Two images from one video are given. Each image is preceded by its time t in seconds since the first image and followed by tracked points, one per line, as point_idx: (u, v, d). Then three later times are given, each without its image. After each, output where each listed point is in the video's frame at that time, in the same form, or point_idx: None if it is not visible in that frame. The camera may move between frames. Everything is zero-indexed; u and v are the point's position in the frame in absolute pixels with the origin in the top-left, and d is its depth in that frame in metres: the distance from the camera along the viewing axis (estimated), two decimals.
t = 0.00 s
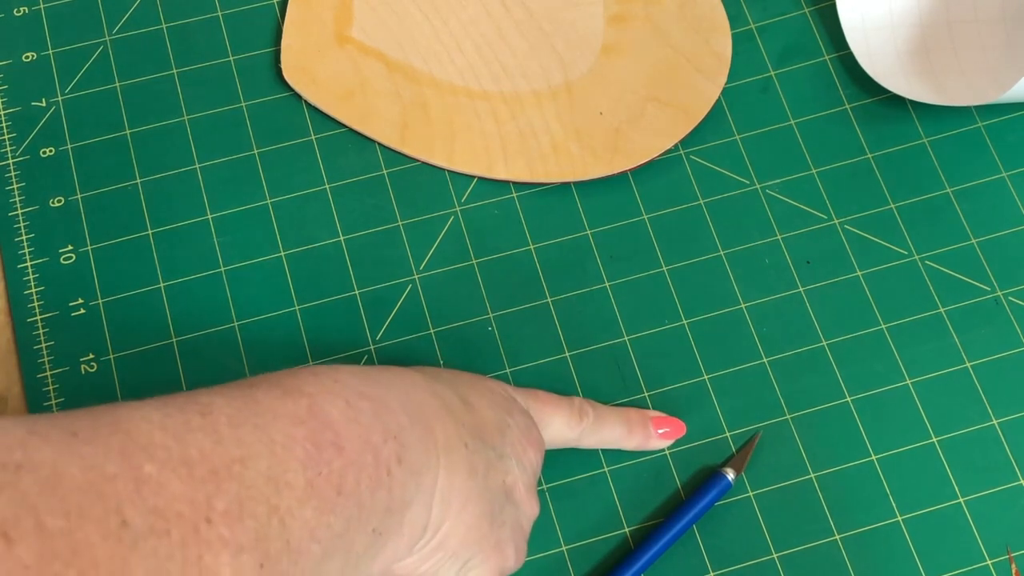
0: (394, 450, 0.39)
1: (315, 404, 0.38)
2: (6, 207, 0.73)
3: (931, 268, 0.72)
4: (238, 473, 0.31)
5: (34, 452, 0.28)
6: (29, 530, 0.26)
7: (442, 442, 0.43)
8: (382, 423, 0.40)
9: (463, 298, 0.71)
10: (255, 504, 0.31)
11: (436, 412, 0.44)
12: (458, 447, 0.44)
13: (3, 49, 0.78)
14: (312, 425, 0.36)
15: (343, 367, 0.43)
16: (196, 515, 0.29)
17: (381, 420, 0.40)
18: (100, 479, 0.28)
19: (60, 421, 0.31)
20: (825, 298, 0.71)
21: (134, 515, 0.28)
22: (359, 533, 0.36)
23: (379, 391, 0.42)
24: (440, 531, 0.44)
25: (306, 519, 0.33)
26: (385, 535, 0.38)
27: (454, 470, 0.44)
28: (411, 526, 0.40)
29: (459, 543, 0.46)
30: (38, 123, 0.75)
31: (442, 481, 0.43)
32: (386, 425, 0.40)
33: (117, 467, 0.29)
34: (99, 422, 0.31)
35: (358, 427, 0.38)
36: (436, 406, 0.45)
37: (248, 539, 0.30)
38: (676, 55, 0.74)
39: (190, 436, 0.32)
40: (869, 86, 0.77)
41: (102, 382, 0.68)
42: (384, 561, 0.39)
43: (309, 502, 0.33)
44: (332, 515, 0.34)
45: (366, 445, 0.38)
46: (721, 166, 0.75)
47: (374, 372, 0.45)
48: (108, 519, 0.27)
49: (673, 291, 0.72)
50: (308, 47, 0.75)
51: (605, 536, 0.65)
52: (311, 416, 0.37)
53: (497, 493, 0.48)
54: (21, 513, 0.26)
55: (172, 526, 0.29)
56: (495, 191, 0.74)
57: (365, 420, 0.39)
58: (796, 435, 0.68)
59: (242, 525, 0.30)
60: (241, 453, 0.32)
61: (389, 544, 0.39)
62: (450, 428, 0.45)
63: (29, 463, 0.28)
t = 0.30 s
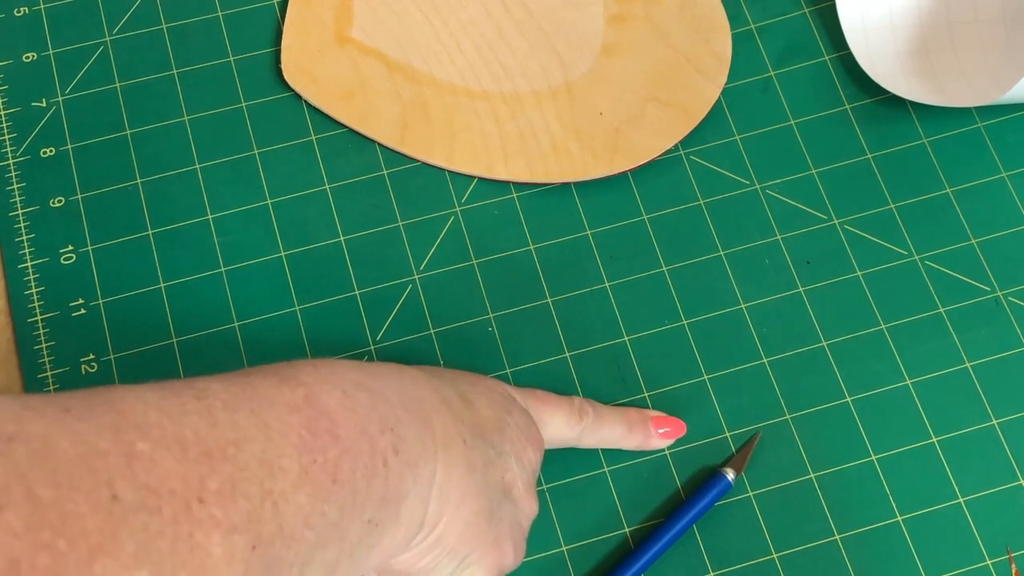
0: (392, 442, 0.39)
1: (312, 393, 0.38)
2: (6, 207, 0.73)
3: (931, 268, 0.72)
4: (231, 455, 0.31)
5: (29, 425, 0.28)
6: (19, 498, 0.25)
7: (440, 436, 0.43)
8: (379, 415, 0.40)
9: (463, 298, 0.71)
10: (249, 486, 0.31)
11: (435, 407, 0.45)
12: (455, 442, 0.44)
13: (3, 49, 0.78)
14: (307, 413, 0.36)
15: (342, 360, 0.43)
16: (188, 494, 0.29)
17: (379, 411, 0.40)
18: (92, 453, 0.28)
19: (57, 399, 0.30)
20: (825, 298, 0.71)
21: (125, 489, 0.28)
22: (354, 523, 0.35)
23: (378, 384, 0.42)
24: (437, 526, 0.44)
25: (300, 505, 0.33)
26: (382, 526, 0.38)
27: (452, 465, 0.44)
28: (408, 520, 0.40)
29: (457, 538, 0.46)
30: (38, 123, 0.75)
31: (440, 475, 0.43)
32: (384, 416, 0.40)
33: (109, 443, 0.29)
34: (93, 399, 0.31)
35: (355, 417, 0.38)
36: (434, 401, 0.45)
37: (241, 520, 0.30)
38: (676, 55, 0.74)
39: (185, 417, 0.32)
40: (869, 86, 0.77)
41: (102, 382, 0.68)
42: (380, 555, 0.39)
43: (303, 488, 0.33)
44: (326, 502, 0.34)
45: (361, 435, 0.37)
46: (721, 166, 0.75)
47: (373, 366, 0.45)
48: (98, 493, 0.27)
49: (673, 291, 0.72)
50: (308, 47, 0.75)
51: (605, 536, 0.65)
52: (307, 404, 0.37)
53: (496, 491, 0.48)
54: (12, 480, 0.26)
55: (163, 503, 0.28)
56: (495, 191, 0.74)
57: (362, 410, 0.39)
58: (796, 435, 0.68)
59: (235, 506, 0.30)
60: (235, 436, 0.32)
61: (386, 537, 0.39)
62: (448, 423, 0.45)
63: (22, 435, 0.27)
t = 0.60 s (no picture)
0: (384, 434, 0.39)
1: (304, 380, 0.37)
2: (6, 207, 0.73)
3: (931, 268, 0.72)
4: (214, 431, 0.31)
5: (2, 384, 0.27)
6: None
7: (435, 434, 0.43)
8: (372, 406, 0.39)
9: (463, 298, 0.71)
10: (231, 462, 0.31)
11: (431, 404, 0.44)
12: (451, 439, 0.44)
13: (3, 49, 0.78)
14: (298, 397, 0.36)
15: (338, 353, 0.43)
16: (167, 464, 0.29)
17: (373, 402, 0.39)
18: (70, 418, 0.27)
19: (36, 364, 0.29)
20: (825, 298, 0.71)
21: (100, 454, 0.27)
22: (342, 510, 0.35)
23: (373, 376, 0.42)
24: (429, 521, 0.44)
25: (284, 485, 0.32)
26: (373, 515, 0.37)
27: (446, 461, 0.43)
28: (399, 513, 0.40)
29: (449, 539, 0.46)
30: (38, 123, 0.75)
31: (434, 470, 0.42)
32: (377, 407, 0.39)
33: (89, 408, 0.28)
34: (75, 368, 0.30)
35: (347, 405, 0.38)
36: (430, 397, 0.45)
37: (221, 494, 0.30)
38: (676, 55, 0.74)
39: (168, 392, 0.31)
40: (868, 86, 0.77)
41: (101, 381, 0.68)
42: (368, 546, 0.39)
43: (289, 469, 0.33)
44: (314, 485, 0.34)
45: (352, 423, 0.37)
46: (721, 166, 0.75)
47: (369, 361, 0.44)
48: (72, 455, 0.26)
49: (673, 291, 0.72)
50: (308, 47, 0.75)
51: (605, 536, 0.65)
52: (298, 390, 0.36)
53: (491, 492, 0.48)
54: None
55: (140, 471, 0.28)
56: (495, 191, 0.74)
57: (354, 400, 0.38)
58: (796, 435, 0.68)
59: (216, 480, 0.30)
60: (219, 412, 0.32)
61: (376, 529, 0.38)
62: (443, 419, 0.44)
63: None
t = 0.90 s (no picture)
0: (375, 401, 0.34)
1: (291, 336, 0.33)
2: (6, 207, 0.73)
3: (931, 268, 0.72)
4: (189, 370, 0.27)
5: None
6: None
7: (431, 411, 0.39)
8: (363, 370, 0.35)
9: (463, 298, 0.71)
10: (204, 404, 0.27)
11: (427, 382, 0.41)
12: (449, 419, 0.41)
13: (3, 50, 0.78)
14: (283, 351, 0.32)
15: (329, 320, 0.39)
16: (132, 395, 0.26)
17: (364, 368, 0.35)
18: (37, 341, 0.24)
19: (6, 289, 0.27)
20: (825, 298, 0.71)
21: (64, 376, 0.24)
22: (324, 470, 0.31)
23: (366, 343, 0.37)
24: (423, 498, 0.41)
25: (258, 437, 0.29)
26: (361, 482, 0.33)
27: (441, 438, 0.40)
28: (390, 485, 0.36)
29: (442, 521, 0.45)
30: (38, 123, 0.75)
31: (429, 447, 0.39)
32: (369, 374, 0.35)
33: (60, 332, 0.25)
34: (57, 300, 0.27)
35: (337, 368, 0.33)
36: (427, 372, 0.41)
37: (189, 432, 0.26)
38: (676, 55, 0.74)
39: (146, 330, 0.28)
40: (868, 86, 0.77)
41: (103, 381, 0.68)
42: (356, 518, 0.35)
43: (265, 420, 0.29)
44: (291, 441, 0.30)
45: (339, 386, 0.33)
46: (721, 166, 0.75)
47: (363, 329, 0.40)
48: (32, 373, 0.24)
49: (673, 291, 0.72)
50: (308, 47, 0.75)
51: (605, 536, 0.65)
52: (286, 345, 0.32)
53: (485, 477, 0.46)
54: None
55: (104, 399, 0.25)
56: (495, 192, 0.74)
57: (344, 364, 0.34)
58: (796, 435, 0.68)
59: (184, 420, 0.26)
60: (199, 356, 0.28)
61: (363, 499, 0.34)
62: (439, 397, 0.41)
63: None
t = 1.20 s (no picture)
0: (370, 363, 0.34)
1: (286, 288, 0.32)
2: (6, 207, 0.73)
3: (931, 268, 0.72)
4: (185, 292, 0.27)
5: None
6: None
7: (427, 388, 0.39)
8: (360, 332, 0.34)
9: (462, 298, 0.71)
10: (198, 326, 0.27)
11: (424, 361, 0.40)
12: (444, 399, 0.40)
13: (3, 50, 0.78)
14: (279, 298, 0.31)
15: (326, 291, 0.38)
16: (127, 302, 0.25)
17: (361, 331, 0.34)
18: (37, 233, 0.24)
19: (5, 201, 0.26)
20: (825, 298, 0.71)
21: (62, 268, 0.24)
22: (318, 419, 0.31)
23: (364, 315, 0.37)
24: (417, 477, 0.40)
25: (252, 371, 0.28)
26: (354, 444, 0.33)
27: (436, 416, 0.39)
28: (384, 454, 0.35)
29: (435, 503, 0.43)
30: (38, 123, 0.75)
31: (426, 424, 0.38)
32: (366, 337, 0.34)
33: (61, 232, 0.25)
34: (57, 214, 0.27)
35: (333, 324, 0.33)
36: (421, 353, 0.41)
37: (183, 345, 0.26)
38: (676, 55, 0.74)
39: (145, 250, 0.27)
40: (868, 87, 0.77)
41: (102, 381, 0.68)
42: (348, 485, 0.35)
43: (261, 356, 0.28)
44: (286, 382, 0.29)
45: (335, 341, 0.32)
46: (720, 166, 0.75)
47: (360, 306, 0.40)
48: (30, 257, 0.23)
49: (673, 291, 0.72)
50: (308, 47, 0.75)
51: (605, 536, 0.65)
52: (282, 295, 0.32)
53: (479, 463, 0.46)
54: None
55: (98, 299, 0.24)
56: (495, 192, 0.74)
57: (340, 323, 0.33)
58: (796, 435, 0.68)
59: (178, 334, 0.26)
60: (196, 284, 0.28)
61: (355, 461, 0.33)
62: (434, 377, 0.40)
63: None
